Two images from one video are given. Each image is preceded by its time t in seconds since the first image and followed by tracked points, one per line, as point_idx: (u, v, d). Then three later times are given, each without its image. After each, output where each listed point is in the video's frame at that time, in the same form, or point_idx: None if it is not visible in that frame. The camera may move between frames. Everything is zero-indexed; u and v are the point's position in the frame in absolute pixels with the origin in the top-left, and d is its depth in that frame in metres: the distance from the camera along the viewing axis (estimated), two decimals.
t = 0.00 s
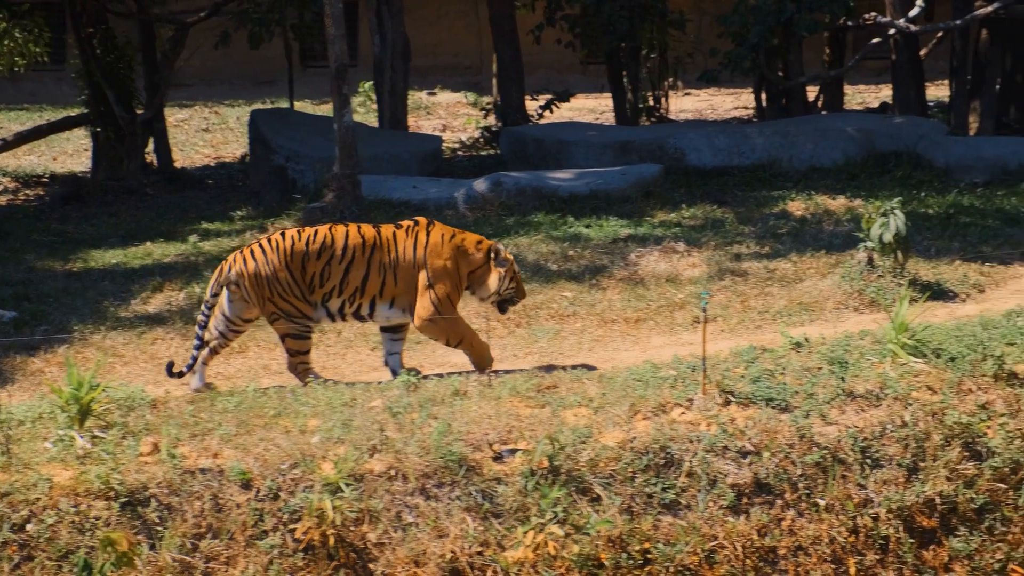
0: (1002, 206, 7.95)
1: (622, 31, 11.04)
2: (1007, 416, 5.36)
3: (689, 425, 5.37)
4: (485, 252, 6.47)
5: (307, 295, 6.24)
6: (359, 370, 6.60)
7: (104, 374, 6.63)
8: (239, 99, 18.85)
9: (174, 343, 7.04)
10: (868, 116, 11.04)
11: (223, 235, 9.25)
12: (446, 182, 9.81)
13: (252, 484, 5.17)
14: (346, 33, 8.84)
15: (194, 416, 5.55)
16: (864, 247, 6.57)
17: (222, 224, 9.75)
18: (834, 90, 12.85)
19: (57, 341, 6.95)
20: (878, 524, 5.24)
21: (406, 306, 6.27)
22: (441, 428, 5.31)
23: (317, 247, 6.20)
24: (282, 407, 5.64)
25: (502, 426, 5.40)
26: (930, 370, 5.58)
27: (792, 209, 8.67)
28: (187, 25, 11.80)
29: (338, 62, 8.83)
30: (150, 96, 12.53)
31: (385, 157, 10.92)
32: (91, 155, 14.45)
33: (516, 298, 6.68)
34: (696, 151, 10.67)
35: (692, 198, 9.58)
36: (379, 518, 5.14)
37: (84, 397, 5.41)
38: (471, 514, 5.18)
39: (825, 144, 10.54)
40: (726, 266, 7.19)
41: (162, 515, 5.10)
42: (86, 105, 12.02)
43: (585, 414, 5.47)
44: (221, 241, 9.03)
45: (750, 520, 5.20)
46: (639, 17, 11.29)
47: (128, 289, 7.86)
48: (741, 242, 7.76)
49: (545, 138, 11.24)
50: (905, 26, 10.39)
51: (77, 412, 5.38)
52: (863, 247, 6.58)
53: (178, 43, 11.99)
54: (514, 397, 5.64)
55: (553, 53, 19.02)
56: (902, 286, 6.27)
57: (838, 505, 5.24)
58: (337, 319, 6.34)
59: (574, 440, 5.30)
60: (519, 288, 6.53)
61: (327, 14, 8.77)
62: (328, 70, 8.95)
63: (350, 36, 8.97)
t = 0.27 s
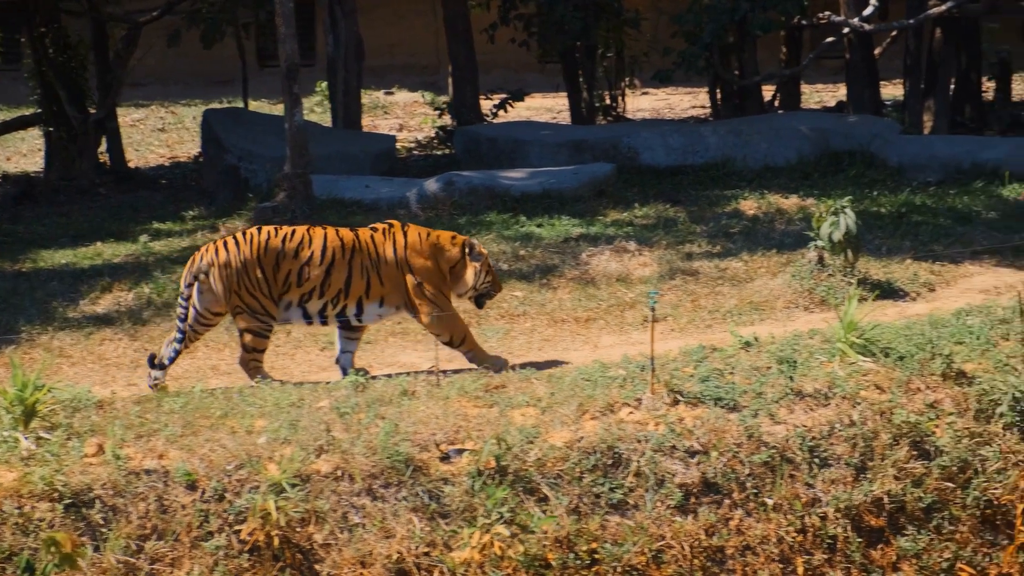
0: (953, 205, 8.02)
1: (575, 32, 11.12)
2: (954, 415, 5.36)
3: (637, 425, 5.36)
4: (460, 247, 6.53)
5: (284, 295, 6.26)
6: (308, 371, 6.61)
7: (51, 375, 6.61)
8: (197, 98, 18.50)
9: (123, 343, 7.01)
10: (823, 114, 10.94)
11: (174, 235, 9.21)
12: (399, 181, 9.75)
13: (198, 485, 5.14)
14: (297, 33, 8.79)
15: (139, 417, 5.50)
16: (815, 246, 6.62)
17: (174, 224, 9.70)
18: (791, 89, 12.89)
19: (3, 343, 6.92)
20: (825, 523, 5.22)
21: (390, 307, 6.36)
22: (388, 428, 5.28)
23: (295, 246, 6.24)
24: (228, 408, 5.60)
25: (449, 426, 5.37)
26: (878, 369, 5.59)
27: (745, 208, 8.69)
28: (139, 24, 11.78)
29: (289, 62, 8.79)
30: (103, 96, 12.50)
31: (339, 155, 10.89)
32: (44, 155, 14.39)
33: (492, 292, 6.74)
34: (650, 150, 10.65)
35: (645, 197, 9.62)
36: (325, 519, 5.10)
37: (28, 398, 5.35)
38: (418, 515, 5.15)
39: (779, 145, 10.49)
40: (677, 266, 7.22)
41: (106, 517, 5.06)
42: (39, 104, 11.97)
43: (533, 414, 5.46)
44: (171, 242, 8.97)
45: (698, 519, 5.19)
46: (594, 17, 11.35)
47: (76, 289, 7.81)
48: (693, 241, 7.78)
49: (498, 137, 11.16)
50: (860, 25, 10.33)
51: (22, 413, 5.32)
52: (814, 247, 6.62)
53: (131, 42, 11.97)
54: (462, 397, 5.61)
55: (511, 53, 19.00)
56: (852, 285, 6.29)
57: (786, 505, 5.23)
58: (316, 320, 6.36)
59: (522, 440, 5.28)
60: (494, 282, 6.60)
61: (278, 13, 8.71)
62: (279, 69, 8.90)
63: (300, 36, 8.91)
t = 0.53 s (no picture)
0: (914, 204, 8.08)
1: (539, 32, 11.31)
2: (913, 415, 5.36)
3: (595, 426, 5.36)
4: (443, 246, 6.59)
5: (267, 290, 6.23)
6: (265, 371, 6.54)
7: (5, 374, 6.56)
8: (161, 96, 18.43)
9: (79, 343, 6.98)
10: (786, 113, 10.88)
11: (133, 234, 9.17)
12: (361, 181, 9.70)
13: (153, 486, 5.10)
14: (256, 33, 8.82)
15: (95, 418, 5.47)
16: (776, 246, 6.68)
17: (133, 223, 9.65)
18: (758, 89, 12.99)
19: None
20: (784, 523, 5.19)
21: (373, 307, 6.37)
22: (344, 428, 5.25)
23: (281, 242, 6.24)
24: (184, 408, 5.58)
25: (407, 427, 5.35)
26: (837, 369, 5.62)
27: (707, 207, 8.80)
28: (101, 22, 11.77)
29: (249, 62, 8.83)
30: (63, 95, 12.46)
31: (300, 155, 10.90)
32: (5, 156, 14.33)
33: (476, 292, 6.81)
34: (613, 150, 10.65)
35: (608, 196, 9.62)
36: (281, 520, 5.07)
37: None
38: (375, 515, 5.12)
39: (741, 144, 10.52)
40: (638, 266, 7.25)
41: (61, 518, 5.03)
42: None
43: (491, 414, 5.44)
44: (129, 241, 8.94)
45: (656, 520, 5.16)
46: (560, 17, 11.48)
47: (34, 290, 7.77)
48: (654, 241, 7.81)
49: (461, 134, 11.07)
50: (824, 25, 10.42)
51: None
52: (774, 246, 6.69)
53: (92, 40, 11.95)
54: (421, 397, 5.59)
55: (480, 53, 18.92)
56: (812, 285, 6.34)
57: (745, 505, 5.21)
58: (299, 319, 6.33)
59: (479, 440, 5.25)
60: (476, 281, 6.66)
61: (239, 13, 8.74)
62: (239, 69, 8.95)
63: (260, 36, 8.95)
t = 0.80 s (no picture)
0: (875, 203, 8.14)
1: (501, 31, 11.29)
2: (870, 415, 5.35)
3: (551, 426, 5.34)
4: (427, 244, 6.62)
5: (251, 286, 6.24)
6: (221, 371, 6.58)
7: None
8: (125, 96, 18.30)
9: (34, 344, 6.95)
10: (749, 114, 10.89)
11: (91, 235, 9.12)
12: (321, 181, 9.69)
13: (106, 487, 5.07)
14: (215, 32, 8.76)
15: (49, 419, 5.43)
16: (734, 246, 6.75)
17: (92, 223, 9.59)
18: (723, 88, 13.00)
19: None
20: (740, 524, 5.16)
21: (356, 302, 6.39)
22: (299, 430, 5.21)
23: (265, 238, 6.27)
24: (139, 409, 5.54)
25: (362, 427, 5.31)
26: (794, 369, 5.62)
27: (667, 206, 8.88)
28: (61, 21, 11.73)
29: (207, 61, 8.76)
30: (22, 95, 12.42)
31: (261, 155, 10.90)
32: None
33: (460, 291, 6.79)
34: (574, 148, 10.54)
35: (569, 194, 9.59)
36: (234, 521, 5.03)
37: None
38: (329, 516, 5.07)
39: (703, 142, 10.45)
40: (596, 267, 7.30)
41: (12, 520, 4.98)
42: None
43: (447, 414, 5.42)
44: (89, 242, 8.91)
45: (612, 521, 5.14)
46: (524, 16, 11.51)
47: None
48: (613, 241, 7.86)
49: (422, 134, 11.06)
50: (786, 23, 10.32)
51: None
52: (733, 246, 6.75)
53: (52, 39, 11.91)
54: (376, 397, 5.57)
55: (444, 51, 18.93)
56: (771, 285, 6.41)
57: (701, 505, 5.19)
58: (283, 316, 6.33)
59: (434, 441, 5.23)
60: (461, 281, 6.67)
61: (197, 11, 8.67)
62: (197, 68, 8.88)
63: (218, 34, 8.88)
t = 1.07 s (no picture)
0: (837, 202, 8.22)
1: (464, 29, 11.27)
2: (827, 415, 5.34)
3: (507, 426, 5.32)
4: (407, 237, 6.61)
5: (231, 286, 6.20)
6: (179, 372, 6.54)
7: None
8: (90, 94, 17.28)
9: None
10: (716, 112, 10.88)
11: (51, 235, 9.06)
12: (283, 180, 9.67)
13: (59, 487, 5.02)
14: (174, 30, 8.74)
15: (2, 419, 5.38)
16: (693, 245, 6.78)
17: (51, 223, 9.52)
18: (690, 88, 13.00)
19: None
20: (697, 524, 5.14)
21: (333, 294, 6.37)
22: (253, 431, 5.17)
23: (243, 237, 6.23)
24: (94, 410, 5.51)
25: (318, 428, 5.28)
26: (752, 369, 5.61)
27: (629, 205, 8.92)
28: (23, 21, 11.65)
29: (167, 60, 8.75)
30: None
31: (223, 154, 10.86)
32: None
33: (442, 285, 6.74)
34: (536, 148, 10.52)
35: (530, 194, 9.58)
36: (188, 522, 4.98)
37: None
38: (284, 517, 5.02)
39: (667, 140, 10.40)
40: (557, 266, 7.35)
41: None
42: None
43: (403, 415, 5.39)
44: (48, 241, 8.85)
45: (568, 521, 5.10)
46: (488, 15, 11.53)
47: None
48: (574, 240, 7.91)
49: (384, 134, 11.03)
50: (748, 20, 10.25)
51: None
52: (692, 245, 6.79)
53: (13, 37, 11.83)
54: (333, 397, 5.55)
55: (410, 52, 18.44)
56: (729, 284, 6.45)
57: (658, 506, 5.16)
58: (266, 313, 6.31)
59: (390, 441, 5.19)
60: (443, 274, 6.64)
61: (156, 10, 8.64)
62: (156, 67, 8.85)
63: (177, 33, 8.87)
